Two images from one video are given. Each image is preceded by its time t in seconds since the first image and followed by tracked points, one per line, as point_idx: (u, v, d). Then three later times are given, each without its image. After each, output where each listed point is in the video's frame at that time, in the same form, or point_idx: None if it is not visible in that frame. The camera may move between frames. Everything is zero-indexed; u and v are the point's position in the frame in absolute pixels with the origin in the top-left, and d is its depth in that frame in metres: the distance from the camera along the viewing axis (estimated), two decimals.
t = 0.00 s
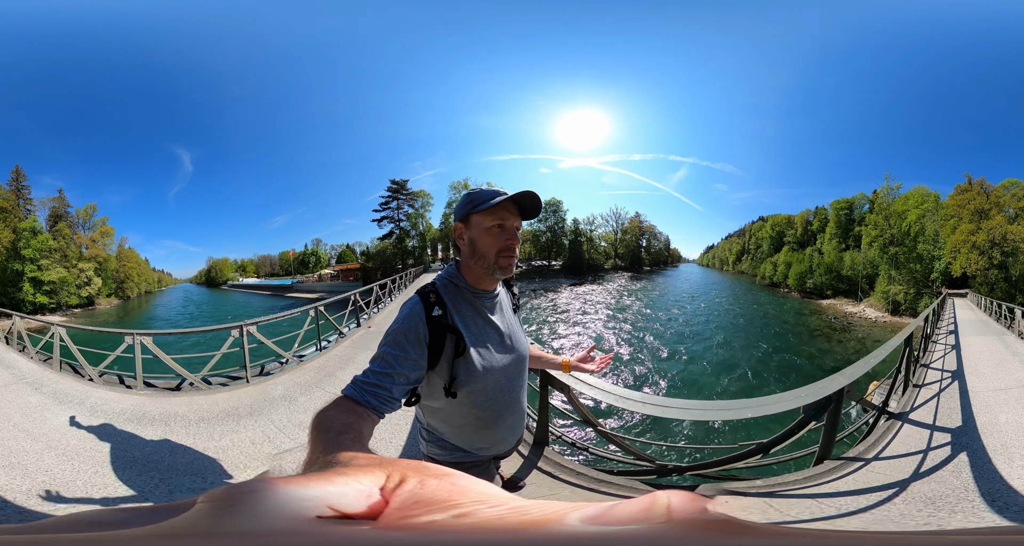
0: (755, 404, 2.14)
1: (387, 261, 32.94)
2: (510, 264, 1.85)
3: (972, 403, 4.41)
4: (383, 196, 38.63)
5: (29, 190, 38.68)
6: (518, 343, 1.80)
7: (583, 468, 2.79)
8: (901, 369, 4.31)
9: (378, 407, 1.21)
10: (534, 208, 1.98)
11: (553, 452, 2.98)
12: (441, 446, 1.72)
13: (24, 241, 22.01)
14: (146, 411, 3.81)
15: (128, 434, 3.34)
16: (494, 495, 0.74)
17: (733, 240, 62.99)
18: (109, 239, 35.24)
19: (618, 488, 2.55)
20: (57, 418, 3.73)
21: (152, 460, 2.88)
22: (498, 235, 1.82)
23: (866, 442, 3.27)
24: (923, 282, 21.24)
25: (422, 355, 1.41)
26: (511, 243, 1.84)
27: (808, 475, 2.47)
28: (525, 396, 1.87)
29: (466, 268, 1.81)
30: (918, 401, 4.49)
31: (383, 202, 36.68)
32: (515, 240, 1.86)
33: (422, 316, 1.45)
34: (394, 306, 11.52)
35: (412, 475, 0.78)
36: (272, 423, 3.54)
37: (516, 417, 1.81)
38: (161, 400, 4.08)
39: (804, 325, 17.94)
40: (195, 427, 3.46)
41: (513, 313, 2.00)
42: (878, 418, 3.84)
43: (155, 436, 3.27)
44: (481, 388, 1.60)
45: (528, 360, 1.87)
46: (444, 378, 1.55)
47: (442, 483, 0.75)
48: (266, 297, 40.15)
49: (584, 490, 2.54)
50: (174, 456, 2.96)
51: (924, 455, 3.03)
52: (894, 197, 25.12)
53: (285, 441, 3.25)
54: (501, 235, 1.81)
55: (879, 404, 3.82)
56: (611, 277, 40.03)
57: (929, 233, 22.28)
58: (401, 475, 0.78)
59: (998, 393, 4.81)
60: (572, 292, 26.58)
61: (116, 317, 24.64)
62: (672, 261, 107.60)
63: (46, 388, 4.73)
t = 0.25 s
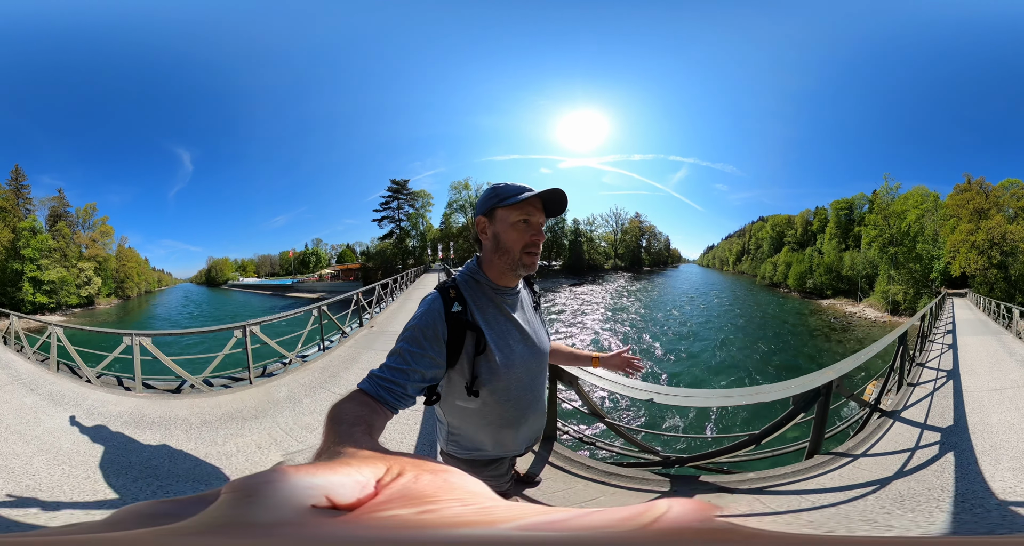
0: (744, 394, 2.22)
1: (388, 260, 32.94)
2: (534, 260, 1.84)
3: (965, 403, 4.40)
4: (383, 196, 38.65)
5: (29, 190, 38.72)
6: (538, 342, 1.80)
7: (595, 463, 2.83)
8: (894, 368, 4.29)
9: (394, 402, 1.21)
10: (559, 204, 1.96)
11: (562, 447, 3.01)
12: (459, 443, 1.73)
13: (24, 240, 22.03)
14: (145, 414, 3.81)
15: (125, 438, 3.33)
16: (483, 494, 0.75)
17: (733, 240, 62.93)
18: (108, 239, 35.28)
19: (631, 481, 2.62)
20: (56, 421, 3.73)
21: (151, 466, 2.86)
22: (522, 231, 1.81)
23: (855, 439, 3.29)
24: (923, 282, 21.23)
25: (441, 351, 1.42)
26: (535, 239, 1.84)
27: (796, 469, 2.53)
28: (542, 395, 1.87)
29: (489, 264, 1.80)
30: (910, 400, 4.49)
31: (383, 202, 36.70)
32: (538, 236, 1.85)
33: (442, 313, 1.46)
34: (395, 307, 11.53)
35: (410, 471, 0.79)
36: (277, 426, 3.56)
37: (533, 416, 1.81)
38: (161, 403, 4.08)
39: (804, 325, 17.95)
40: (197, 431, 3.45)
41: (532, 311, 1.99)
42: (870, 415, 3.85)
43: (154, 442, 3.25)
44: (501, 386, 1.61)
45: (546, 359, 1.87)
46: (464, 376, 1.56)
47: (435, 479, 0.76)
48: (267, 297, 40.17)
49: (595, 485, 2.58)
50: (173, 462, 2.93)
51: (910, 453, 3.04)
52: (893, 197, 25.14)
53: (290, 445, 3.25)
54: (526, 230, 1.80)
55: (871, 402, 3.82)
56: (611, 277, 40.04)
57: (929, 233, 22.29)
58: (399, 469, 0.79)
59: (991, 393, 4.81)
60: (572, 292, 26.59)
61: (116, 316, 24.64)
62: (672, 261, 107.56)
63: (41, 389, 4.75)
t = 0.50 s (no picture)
0: (737, 387, 2.28)
1: (388, 260, 32.91)
2: (543, 256, 1.79)
3: (957, 405, 4.38)
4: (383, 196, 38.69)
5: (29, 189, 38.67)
6: (555, 343, 1.76)
7: (601, 456, 2.88)
8: (889, 368, 4.24)
9: (408, 405, 1.23)
10: (560, 194, 1.94)
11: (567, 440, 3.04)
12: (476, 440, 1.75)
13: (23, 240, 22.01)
14: (145, 418, 3.78)
15: (123, 443, 3.28)
16: (492, 498, 0.77)
17: (733, 240, 62.91)
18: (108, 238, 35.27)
19: (635, 473, 2.66)
20: (55, 425, 3.73)
21: (152, 474, 2.79)
22: (526, 228, 1.80)
23: (846, 436, 3.31)
24: (922, 282, 21.22)
25: (455, 354, 1.43)
26: (541, 234, 1.81)
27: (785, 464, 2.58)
28: (562, 395, 1.83)
29: (499, 265, 1.79)
30: (904, 400, 4.49)
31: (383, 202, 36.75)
32: (543, 230, 1.82)
33: (455, 316, 1.47)
34: (396, 306, 11.54)
35: (421, 473, 0.82)
36: (285, 429, 3.54)
37: (553, 418, 1.77)
38: (162, 406, 4.07)
39: (803, 325, 17.97)
40: (200, 436, 3.41)
41: (550, 311, 1.95)
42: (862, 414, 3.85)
43: (155, 448, 3.18)
44: (517, 387, 1.60)
45: (564, 360, 1.82)
46: (480, 377, 1.56)
47: (447, 483, 0.79)
48: (267, 297, 40.16)
49: (603, 477, 2.62)
50: (175, 469, 2.86)
51: (897, 453, 3.03)
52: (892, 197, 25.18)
53: (301, 449, 3.21)
54: (529, 227, 1.79)
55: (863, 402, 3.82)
56: (612, 277, 40.06)
57: (928, 233, 22.30)
58: (411, 472, 0.82)
59: (986, 394, 4.80)
60: (572, 292, 26.61)
61: (116, 316, 24.62)
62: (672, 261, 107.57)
63: (38, 391, 4.76)
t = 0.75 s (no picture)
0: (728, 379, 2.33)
1: (389, 260, 32.89)
2: (549, 267, 1.72)
3: (949, 407, 4.37)
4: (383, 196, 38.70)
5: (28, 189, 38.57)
6: (576, 346, 1.75)
7: (605, 447, 2.87)
8: (879, 367, 4.24)
9: (436, 402, 1.27)
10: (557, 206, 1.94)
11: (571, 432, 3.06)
12: (494, 434, 1.76)
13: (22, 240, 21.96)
14: (145, 424, 3.76)
15: (123, 450, 3.26)
16: (517, 494, 0.78)
17: (733, 241, 62.87)
18: (108, 238, 35.21)
19: (638, 464, 2.66)
20: (55, 430, 3.73)
21: (158, 482, 2.72)
22: (528, 241, 1.81)
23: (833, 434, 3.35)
24: (922, 282, 21.21)
25: (482, 354, 1.46)
26: (544, 247, 1.75)
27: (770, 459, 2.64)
28: (581, 396, 1.83)
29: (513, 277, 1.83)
30: (895, 400, 4.51)
31: (383, 202, 36.74)
32: (546, 241, 1.78)
33: (482, 320, 1.50)
34: (398, 306, 11.55)
35: (448, 470, 0.83)
36: (297, 432, 3.53)
37: (571, 416, 1.78)
38: (165, 411, 4.07)
39: (803, 325, 17.98)
40: (208, 442, 3.37)
41: (570, 315, 1.92)
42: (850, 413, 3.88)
43: (159, 457, 3.11)
44: (539, 387, 1.61)
45: (584, 362, 1.82)
46: (503, 376, 1.59)
47: (473, 480, 0.80)
48: (267, 297, 40.12)
49: (607, 468, 2.62)
50: (183, 478, 2.79)
51: (880, 454, 3.02)
52: (892, 198, 25.21)
53: (316, 452, 3.21)
54: (528, 241, 1.80)
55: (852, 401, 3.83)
56: (612, 277, 40.07)
57: (927, 233, 22.32)
58: (439, 469, 0.84)
59: (978, 396, 4.79)
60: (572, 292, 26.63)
61: (115, 316, 24.57)
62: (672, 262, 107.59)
63: (34, 395, 4.73)
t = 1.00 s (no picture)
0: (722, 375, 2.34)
1: (389, 260, 32.89)
2: (562, 269, 1.74)
3: (942, 408, 4.36)
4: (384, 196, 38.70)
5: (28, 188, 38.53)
6: (590, 344, 1.75)
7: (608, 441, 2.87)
8: (874, 367, 4.24)
9: (456, 394, 1.30)
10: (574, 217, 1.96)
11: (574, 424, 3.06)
12: (511, 430, 1.77)
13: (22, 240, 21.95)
14: (146, 429, 3.77)
15: (122, 456, 3.24)
16: (503, 488, 0.79)
17: (733, 241, 62.84)
18: (107, 238, 35.21)
19: (640, 458, 2.67)
20: (52, 433, 3.74)
21: (160, 489, 2.70)
22: (543, 245, 1.81)
23: (825, 432, 3.37)
24: (921, 282, 21.19)
25: (499, 349, 1.49)
26: (559, 251, 1.77)
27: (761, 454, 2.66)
28: (593, 393, 1.83)
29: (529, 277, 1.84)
30: (889, 400, 4.52)
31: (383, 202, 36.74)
32: (560, 246, 1.78)
33: (500, 318, 1.52)
34: (400, 306, 11.55)
35: (448, 460, 0.87)
36: (306, 435, 3.53)
37: (583, 412, 1.78)
38: (166, 415, 4.07)
39: (803, 325, 17.99)
40: (212, 447, 3.37)
41: (583, 315, 1.93)
42: (843, 412, 3.90)
43: (160, 465, 3.09)
44: (552, 382, 1.62)
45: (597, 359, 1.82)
46: (518, 369, 1.60)
47: (470, 472, 0.83)
48: (267, 297, 40.12)
49: (612, 463, 2.63)
50: (187, 485, 2.78)
51: (869, 452, 3.05)
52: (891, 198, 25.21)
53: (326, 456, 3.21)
54: (544, 244, 1.81)
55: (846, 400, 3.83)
56: (612, 277, 40.06)
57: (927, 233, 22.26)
58: (443, 458, 0.87)
59: (973, 398, 4.77)
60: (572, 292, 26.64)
61: (115, 316, 24.57)
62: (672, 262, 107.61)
63: (30, 397, 4.73)
